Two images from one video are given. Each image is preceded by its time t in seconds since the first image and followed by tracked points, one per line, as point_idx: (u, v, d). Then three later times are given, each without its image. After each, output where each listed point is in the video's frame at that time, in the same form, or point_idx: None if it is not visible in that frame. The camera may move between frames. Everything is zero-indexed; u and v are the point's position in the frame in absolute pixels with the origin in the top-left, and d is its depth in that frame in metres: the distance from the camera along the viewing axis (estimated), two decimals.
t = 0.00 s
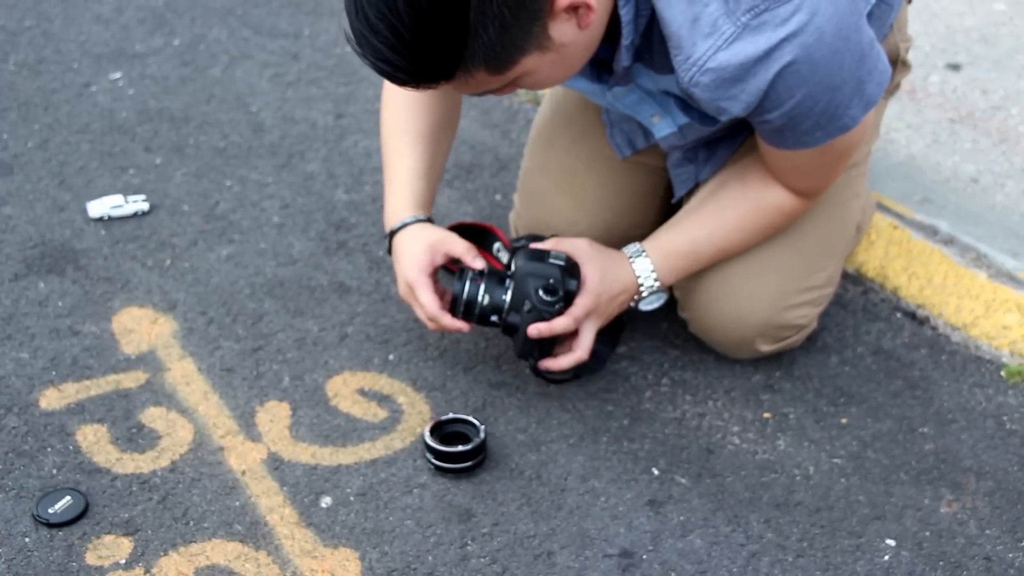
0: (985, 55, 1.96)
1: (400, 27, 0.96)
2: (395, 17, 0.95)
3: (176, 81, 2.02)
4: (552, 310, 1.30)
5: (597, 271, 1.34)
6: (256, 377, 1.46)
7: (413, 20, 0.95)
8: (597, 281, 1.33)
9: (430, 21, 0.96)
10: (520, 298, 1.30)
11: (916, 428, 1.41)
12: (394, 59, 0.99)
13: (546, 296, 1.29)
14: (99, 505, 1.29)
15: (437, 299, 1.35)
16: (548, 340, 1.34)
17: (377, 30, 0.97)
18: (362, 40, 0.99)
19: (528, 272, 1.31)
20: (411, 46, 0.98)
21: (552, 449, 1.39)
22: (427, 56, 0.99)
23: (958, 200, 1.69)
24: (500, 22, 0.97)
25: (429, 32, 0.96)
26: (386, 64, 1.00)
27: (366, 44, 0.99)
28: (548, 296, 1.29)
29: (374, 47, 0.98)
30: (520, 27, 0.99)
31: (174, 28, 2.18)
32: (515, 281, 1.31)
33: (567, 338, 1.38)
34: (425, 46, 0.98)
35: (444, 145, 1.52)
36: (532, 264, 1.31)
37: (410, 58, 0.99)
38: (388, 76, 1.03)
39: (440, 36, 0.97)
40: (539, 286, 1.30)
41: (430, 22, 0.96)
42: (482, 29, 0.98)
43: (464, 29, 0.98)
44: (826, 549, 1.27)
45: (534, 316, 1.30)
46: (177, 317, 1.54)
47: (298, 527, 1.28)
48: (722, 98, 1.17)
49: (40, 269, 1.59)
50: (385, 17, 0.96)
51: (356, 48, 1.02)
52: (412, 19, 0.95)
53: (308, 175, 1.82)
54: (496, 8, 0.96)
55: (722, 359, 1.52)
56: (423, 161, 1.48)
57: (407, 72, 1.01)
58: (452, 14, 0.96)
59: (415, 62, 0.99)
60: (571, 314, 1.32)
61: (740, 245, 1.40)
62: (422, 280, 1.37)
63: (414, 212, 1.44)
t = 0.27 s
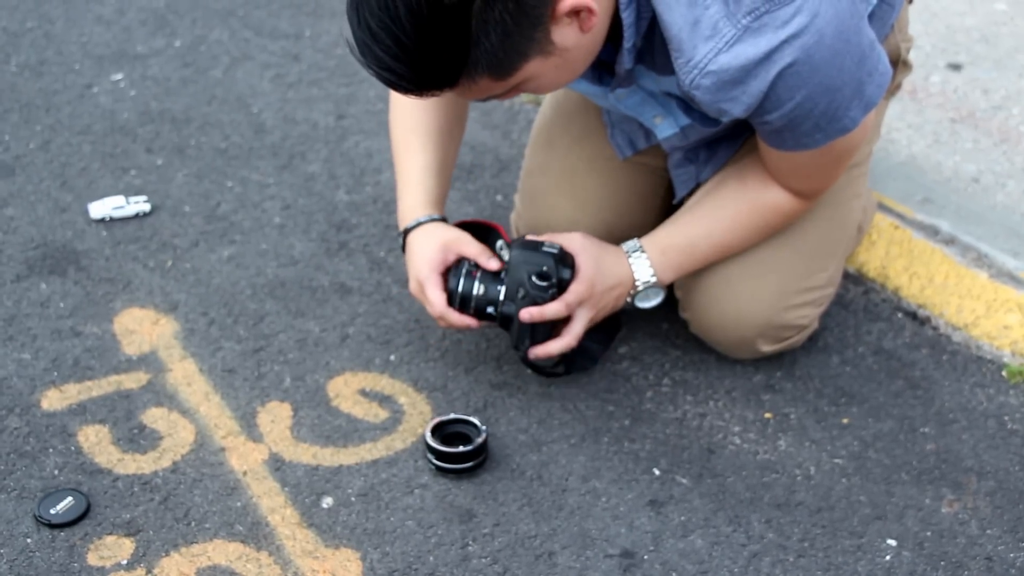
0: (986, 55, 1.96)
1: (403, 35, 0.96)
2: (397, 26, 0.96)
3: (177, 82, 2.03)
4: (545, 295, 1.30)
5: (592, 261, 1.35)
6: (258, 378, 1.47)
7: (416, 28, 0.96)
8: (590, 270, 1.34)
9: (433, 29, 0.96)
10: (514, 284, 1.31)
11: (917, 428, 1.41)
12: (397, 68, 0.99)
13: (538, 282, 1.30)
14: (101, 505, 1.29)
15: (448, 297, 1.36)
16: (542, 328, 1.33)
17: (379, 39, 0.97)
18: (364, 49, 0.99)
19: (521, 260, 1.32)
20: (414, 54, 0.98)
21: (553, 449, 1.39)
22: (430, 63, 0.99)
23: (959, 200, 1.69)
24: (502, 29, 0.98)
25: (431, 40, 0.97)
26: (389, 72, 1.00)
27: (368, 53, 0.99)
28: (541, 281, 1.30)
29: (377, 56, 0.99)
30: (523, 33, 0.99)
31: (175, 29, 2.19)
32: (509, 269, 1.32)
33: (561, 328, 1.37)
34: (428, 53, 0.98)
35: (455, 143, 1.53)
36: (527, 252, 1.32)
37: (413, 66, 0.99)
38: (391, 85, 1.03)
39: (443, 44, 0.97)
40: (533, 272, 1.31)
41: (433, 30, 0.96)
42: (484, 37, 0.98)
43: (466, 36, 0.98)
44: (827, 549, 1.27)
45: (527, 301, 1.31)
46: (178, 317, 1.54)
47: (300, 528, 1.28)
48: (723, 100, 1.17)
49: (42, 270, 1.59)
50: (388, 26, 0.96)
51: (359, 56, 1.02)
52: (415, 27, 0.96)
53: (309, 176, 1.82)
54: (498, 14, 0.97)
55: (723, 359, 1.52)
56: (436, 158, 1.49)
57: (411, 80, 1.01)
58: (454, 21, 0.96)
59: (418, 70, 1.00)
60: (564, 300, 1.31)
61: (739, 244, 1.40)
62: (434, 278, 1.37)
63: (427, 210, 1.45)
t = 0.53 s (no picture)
0: (985, 55, 1.97)
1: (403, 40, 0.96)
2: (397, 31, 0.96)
3: (177, 83, 2.03)
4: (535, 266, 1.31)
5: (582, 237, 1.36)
6: (257, 379, 1.47)
7: (415, 31, 0.96)
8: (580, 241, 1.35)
9: (432, 32, 0.96)
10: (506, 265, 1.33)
11: (917, 428, 1.41)
12: (398, 71, 1.00)
13: (531, 257, 1.31)
14: (100, 507, 1.29)
15: (447, 296, 1.37)
16: (536, 303, 1.33)
17: (379, 42, 0.97)
18: (365, 53, 0.99)
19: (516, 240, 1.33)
20: (414, 58, 0.98)
21: (552, 450, 1.39)
22: (431, 66, 0.99)
23: (959, 200, 1.69)
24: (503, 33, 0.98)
25: (431, 44, 0.97)
26: (388, 75, 1.01)
27: (368, 56, 0.99)
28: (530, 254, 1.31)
29: (378, 60, 0.99)
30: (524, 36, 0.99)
31: (175, 30, 2.19)
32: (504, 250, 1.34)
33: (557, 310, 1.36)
34: (428, 57, 0.98)
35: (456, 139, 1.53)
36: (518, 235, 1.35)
37: (414, 69, 0.99)
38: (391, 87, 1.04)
39: (443, 47, 0.98)
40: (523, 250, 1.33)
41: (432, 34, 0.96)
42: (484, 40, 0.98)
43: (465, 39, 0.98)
44: (827, 550, 1.27)
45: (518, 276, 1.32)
46: (178, 319, 1.54)
47: (299, 529, 1.28)
48: (725, 99, 1.17)
49: (41, 272, 1.59)
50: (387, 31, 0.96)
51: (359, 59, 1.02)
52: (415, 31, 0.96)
53: (309, 177, 1.82)
54: (498, 19, 0.97)
55: (722, 359, 1.52)
56: (439, 153, 1.49)
57: (410, 83, 1.02)
58: (454, 26, 0.96)
59: (418, 73, 1.00)
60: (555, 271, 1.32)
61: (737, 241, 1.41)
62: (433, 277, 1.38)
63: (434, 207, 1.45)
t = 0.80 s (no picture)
0: (988, 55, 1.96)
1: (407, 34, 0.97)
2: (401, 25, 0.96)
3: (180, 84, 2.03)
4: (537, 276, 1.30)
5: (585, 247, 1.35)
6: (260, 380, 1.47)
7: (418, 26, 0.96)
8: (584, 252, 1.34)
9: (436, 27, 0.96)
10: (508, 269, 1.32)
11: (920, 428, 1.41)
12: (402, 65, 1.00)
13: (533, 266, 1.30)
14: (104, 507, 1.29)
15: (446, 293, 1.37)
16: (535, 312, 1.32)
17: (382, 37, 0.97)
18: (368, 48, 0.99)
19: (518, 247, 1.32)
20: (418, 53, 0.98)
21: (555, 451, 1.39)
22: (434, 61, 0.99)
23: (962, 200, 1.69)
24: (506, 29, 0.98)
25: (434, 39, 0.97)
26: (392, 70, 1.01)
27: (372, 51, 0.99)
28: (533, 263, 1.30)
29: (382, 55, 0.99)
30: (527, 33, 0.99)
31: (178, 32, 2.19)
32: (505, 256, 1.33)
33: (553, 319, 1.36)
34: (431, 52, 0.98)
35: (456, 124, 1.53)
36: (523, 240, 1.33)
37: (416, 63, 0.99)
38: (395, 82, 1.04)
39: (446, 42, 0.98)
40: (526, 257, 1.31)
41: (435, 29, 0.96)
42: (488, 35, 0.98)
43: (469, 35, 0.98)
44: (830, 550, 1.27)
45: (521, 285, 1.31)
46: (181, 320, 1.54)
47: (303, 529, 1.28)
48: (727, 99, 1.17)
49: (45, 273, 1.60)
50: (391, 25, 0.96)
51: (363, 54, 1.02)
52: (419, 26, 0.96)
53: (312, 178, 1.82)
54: (501, 16, 0.97)
55: (725, 360, 1.52)
56: (438, 139, 1.50)
57: (414, 78, 1.02)
58: (457, 22, 0.97)
59: (423, 68, 1.00)
60: (556, 283, 1.31)
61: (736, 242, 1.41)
62: (428, 270, 1.39)
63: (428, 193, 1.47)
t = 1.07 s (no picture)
0: (989, 55, 1.96)
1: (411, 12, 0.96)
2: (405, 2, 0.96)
3: (181, 87, 2.04)
4: (551, 299, 1.32)
5: (594, 254, 1.35)
6: (262, 382, 1.47)
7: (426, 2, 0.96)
8: (594, 259, 1.34)
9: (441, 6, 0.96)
10: (519, 289, 1.32)
11: (921, 428, 1.41)
12: (406, 43, 1.00)
13: (543, 287, 1.31)
14: (105, 509, 1.30)
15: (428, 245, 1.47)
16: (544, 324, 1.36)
17: (389, 13, 0.98)
18: (374, 26, 1.00)
19: (524, 263, 1.31)
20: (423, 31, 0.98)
21: (557, 452, 1.39)
22: (440, 40, 0.99)
23: (963, 200, 1.69)
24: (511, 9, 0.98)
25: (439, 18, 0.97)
26: (397, 48, 1.01)
27: (377, 27, 1.00)
28: (546, 287, 1.31)
29: (387, 31, 0.99)
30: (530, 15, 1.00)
31: (180, 34, 2.20)
32: (511, 272, 1.32)
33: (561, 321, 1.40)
34: (436, 31, 0.98)
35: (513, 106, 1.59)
36: (530, 254, 1.31)
37: (422, 41, 0.99)
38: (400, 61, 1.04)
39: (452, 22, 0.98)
40: (536, 275, 1.31)
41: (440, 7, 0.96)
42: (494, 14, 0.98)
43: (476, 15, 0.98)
44: (831, 550, 1.27)
45: (533, 307, 1.32)
46: (183, 322, 1.55)
47: (304, 531, 1.28)
48: (726, 91, 1.17)
49: (47, 275, 1.60)
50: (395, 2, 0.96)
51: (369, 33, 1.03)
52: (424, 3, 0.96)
53: (313, 180, 1.82)
54: None
55: (726, 360, 1.52)
56: (490, 118, 1.56)
57: (419, 56, 1.02)
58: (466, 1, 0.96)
59: (428, 47, 1.00)
60: (569, 303, 1.33)
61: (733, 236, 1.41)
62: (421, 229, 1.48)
63: (471, 164, 1.53)
